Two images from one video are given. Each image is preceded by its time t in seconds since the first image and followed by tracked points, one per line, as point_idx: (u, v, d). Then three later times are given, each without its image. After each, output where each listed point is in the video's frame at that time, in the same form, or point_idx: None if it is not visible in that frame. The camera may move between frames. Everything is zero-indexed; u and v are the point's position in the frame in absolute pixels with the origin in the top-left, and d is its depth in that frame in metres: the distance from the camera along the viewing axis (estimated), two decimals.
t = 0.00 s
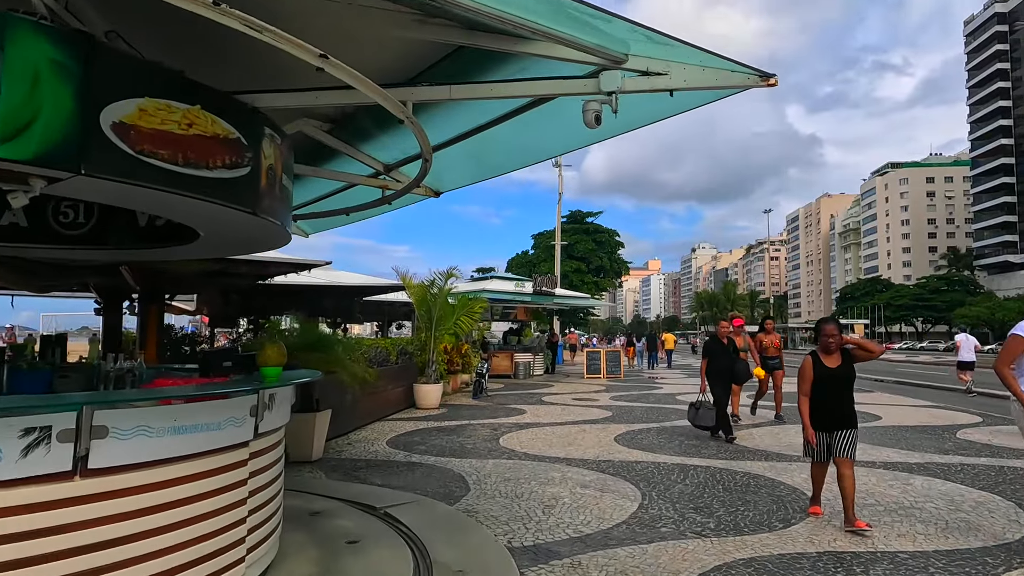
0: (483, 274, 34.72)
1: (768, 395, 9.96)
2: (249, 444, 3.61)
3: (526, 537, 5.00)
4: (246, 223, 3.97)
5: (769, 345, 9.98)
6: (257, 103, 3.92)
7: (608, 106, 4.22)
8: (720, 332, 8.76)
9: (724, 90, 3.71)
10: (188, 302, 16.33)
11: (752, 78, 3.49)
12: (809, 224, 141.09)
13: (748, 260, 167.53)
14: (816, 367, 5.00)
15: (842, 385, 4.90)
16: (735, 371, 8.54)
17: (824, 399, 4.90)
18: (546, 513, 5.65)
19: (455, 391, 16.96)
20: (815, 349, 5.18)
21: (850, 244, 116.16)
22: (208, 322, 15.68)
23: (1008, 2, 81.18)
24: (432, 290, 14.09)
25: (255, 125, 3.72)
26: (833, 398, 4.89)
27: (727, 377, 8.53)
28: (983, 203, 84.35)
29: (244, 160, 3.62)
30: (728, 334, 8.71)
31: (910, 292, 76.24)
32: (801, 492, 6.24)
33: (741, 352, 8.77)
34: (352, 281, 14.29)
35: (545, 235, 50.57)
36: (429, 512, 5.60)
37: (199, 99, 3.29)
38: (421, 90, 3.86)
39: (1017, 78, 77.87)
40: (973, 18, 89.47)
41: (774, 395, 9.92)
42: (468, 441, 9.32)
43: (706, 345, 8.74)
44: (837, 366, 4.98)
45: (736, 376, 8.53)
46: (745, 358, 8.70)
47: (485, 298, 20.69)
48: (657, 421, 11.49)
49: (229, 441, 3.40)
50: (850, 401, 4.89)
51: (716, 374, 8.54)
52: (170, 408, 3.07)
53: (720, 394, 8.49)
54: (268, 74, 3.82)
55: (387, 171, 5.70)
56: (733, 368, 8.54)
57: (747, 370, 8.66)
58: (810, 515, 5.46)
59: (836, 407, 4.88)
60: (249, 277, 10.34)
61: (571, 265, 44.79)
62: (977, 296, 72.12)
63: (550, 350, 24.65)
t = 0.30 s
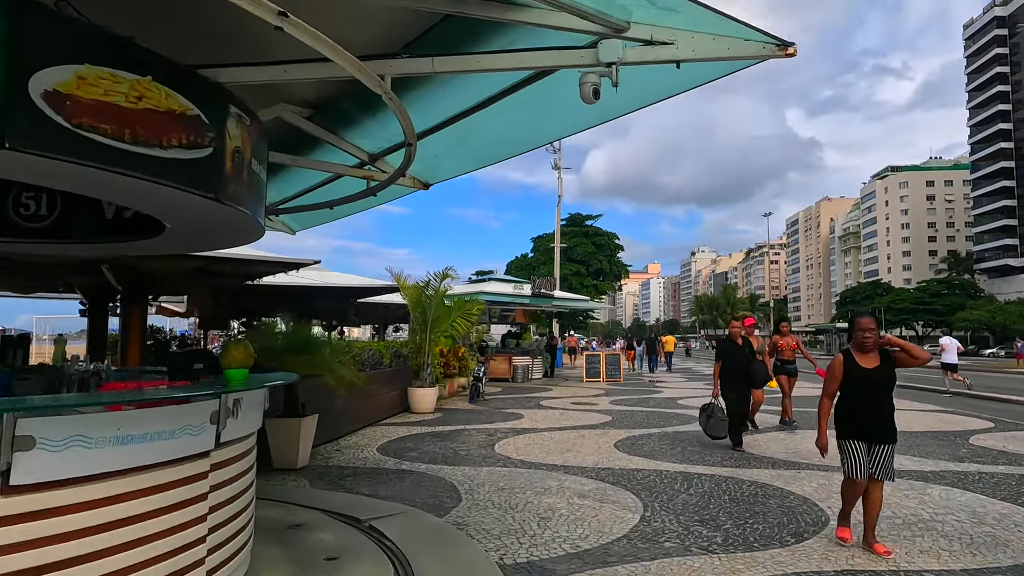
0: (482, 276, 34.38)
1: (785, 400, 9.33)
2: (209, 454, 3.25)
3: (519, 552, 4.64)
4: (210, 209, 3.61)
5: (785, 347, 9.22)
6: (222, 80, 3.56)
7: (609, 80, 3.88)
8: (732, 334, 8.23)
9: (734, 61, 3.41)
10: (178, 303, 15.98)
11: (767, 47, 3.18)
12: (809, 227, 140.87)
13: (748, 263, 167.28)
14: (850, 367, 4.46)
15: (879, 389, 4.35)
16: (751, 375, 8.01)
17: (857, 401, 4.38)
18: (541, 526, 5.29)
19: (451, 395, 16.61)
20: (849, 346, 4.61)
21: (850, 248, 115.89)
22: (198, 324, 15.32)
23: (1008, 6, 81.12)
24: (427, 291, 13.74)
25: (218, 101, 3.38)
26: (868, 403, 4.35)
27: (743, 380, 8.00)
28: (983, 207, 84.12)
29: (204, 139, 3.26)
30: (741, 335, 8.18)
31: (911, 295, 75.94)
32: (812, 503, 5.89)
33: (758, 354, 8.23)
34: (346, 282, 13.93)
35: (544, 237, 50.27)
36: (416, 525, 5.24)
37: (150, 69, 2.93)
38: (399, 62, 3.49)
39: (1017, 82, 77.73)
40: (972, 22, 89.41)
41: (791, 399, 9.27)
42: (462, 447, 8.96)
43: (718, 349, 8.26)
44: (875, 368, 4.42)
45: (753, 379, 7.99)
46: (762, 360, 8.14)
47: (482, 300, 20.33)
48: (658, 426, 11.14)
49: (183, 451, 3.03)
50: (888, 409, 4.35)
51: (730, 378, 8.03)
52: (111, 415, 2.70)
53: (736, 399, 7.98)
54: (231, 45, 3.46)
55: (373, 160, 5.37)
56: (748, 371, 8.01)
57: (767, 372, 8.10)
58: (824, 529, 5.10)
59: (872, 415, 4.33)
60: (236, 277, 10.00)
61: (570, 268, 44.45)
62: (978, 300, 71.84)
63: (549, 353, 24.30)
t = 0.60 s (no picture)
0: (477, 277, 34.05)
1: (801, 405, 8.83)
2: (159, 476, 2.92)
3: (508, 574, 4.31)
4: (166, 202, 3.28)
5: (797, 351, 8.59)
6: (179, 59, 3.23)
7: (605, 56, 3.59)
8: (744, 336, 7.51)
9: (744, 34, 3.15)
10: (164, 304, 15.61)
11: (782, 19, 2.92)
12: (804, 228, 140.94)
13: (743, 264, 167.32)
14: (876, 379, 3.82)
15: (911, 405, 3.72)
16: (764, 382, 7.26)
17: (886, 418, 3.76)
18: (532, 543, 4.96)
19: (443, 398, 16.27)
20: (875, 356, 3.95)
21: (845, 249, 115.97)
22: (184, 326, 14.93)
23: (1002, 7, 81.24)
24: (418, 292, 13.37)
25: (172, 82, 3.04)
26: (899, 421, 3.72)
27: (754, 388, 7.27)
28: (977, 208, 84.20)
29: (154, 125, 2.93)
30: (753, 338, 7.44)
31: (905, 296, 75.92)
32: (818, 516, 5.57)
33: (773, 359, 7.48)
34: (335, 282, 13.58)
35: (539, 238, 49.97)
36: (398, 542, 4.90)
37: (88, 43, 2.60)
38: (372, 37, 3.17)
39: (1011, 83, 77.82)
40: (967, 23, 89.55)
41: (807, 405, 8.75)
42: (451, 454, 8.62)
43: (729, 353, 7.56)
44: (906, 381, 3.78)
45: (766, 387, 7.25)
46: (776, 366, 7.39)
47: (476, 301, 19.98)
48: (655, 430, 10.82)
49: (123, 475, 2.70)
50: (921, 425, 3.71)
51: (741, 385, 7.32)
52: (32, 437, 2.38)
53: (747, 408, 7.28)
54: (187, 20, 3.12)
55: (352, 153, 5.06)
56: (760, 378, 7.24)
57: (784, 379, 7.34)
58: (833, 547, 4.78)
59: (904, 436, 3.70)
60: (219, 277, 9.65)
61: (566, 269, 44.11)
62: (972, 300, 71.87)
63: (544, 355, 23.96)
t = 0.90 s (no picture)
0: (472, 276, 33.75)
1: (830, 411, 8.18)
2: (112, 485, 2.59)
3: None
4: (127, 178, 2.95)
5: (819, 352, 8.27)
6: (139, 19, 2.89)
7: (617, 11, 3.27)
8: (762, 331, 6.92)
9: None
10: (152, 303, 15.25)
11: None
12: (799, 229, 141.10)
13: (738, 265, 167.47)
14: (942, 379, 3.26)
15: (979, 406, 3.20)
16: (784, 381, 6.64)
17: (946, 424, 3.23)
18: (532, 554, 4.64)
19: (437, 399, 15.95)
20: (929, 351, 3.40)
21: (840, 250, 116.08)
22: (172, 326, 14.58)
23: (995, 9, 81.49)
24: (411, 290, 13.04)
25: (130, 43, 2.71)
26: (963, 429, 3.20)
27: (772, 387, 6.64)
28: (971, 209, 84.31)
29: (107, 90, 2.59)
30: (772, 334, 6.84)
31: (900, 297, 75.92)
32: (833, 522, 5.26)
33: (795, 357, 6.78)
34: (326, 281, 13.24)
35: (534, 239, 49.68)
36: (388, 554, 4.56)
37: None
38: None
39: (1004, 85, 78.01)
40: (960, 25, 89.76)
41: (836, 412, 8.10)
42: (446, 457, 8.29)
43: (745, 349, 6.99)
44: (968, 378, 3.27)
45: (786, 387, 6.62)
46: (798, 364, 6.75)
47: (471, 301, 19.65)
48: (656, 432, 10.52)
49: (65, 486, 2.37)
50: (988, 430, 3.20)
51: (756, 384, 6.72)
52: None
53: (763, 410, 6.65)
54: None
55: (337, 135, 4.76)
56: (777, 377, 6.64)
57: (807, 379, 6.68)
58: (854, 557, 4.47)
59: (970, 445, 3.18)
60: (205, 275, 9.30)
61: (561, 269, 43.85)
62: (967, 301, 71.93)
63: (540, 356, 23.66)
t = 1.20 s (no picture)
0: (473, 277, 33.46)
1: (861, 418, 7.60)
2: (56, 514, 2.26)
3: None
4: (82, 164, 2.61)
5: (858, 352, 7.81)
6: None
7: None
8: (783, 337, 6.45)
9: None
10: (146, 305, 14.93)
11: None
12: (801, 230, 140.63)
13: (740, 266, 167.00)
14: None
15: None
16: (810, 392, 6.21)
17: None
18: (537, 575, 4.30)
19: (438, 402, 15.63)
20: None
21: (842, 250, 115.67)
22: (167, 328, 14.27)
23: (999, 8, 81.04)
24: (411, 291, 12.70)
25: (81, 9, 2.37)
26: None
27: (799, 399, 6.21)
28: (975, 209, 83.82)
29: (53, 61, 2.26)
30: (794, 340, 6.37)
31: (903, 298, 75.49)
32: (859, 539, 4.91)
33: (819, 365, 6.37)
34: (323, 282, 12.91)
35: (536, 239, 49.34)
36: None
37: None
38: None
39: (1008, 84, 77.55)
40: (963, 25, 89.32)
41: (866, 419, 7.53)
42: (445, 466, 7.95)
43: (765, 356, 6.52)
44: None
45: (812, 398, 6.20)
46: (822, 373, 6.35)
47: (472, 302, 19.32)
48: (662, 437, 10.18)
49: None
50: None
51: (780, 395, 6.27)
52: None
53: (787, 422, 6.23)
54: None
55: (328, 125, 4.44)
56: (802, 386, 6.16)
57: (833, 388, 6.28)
58: None
59: None
60: (196, 275, 8.98)
61: (563, 270, 43.52)
62: (971, 302, 71.55)
63: (542, 357, 23.33)
